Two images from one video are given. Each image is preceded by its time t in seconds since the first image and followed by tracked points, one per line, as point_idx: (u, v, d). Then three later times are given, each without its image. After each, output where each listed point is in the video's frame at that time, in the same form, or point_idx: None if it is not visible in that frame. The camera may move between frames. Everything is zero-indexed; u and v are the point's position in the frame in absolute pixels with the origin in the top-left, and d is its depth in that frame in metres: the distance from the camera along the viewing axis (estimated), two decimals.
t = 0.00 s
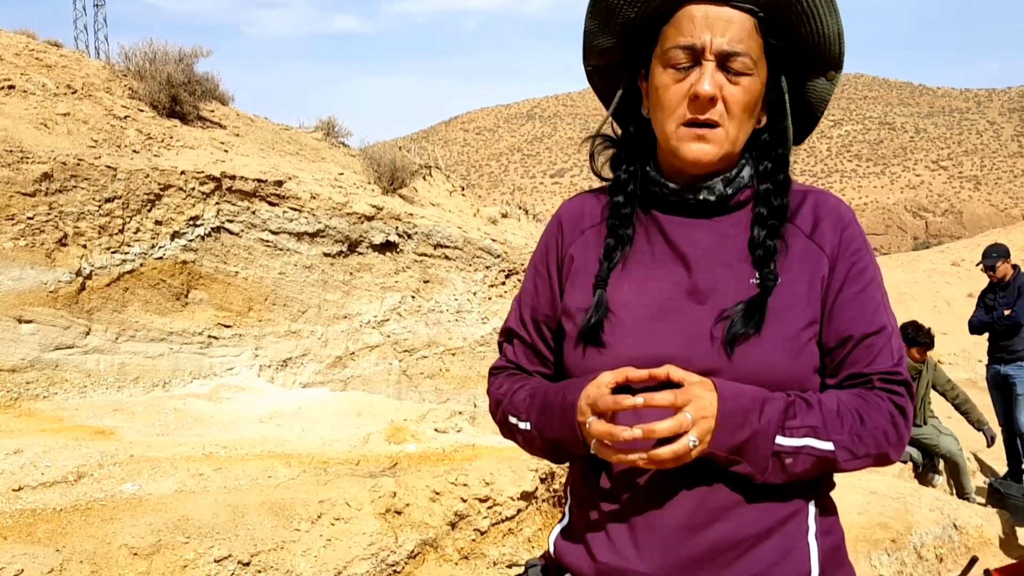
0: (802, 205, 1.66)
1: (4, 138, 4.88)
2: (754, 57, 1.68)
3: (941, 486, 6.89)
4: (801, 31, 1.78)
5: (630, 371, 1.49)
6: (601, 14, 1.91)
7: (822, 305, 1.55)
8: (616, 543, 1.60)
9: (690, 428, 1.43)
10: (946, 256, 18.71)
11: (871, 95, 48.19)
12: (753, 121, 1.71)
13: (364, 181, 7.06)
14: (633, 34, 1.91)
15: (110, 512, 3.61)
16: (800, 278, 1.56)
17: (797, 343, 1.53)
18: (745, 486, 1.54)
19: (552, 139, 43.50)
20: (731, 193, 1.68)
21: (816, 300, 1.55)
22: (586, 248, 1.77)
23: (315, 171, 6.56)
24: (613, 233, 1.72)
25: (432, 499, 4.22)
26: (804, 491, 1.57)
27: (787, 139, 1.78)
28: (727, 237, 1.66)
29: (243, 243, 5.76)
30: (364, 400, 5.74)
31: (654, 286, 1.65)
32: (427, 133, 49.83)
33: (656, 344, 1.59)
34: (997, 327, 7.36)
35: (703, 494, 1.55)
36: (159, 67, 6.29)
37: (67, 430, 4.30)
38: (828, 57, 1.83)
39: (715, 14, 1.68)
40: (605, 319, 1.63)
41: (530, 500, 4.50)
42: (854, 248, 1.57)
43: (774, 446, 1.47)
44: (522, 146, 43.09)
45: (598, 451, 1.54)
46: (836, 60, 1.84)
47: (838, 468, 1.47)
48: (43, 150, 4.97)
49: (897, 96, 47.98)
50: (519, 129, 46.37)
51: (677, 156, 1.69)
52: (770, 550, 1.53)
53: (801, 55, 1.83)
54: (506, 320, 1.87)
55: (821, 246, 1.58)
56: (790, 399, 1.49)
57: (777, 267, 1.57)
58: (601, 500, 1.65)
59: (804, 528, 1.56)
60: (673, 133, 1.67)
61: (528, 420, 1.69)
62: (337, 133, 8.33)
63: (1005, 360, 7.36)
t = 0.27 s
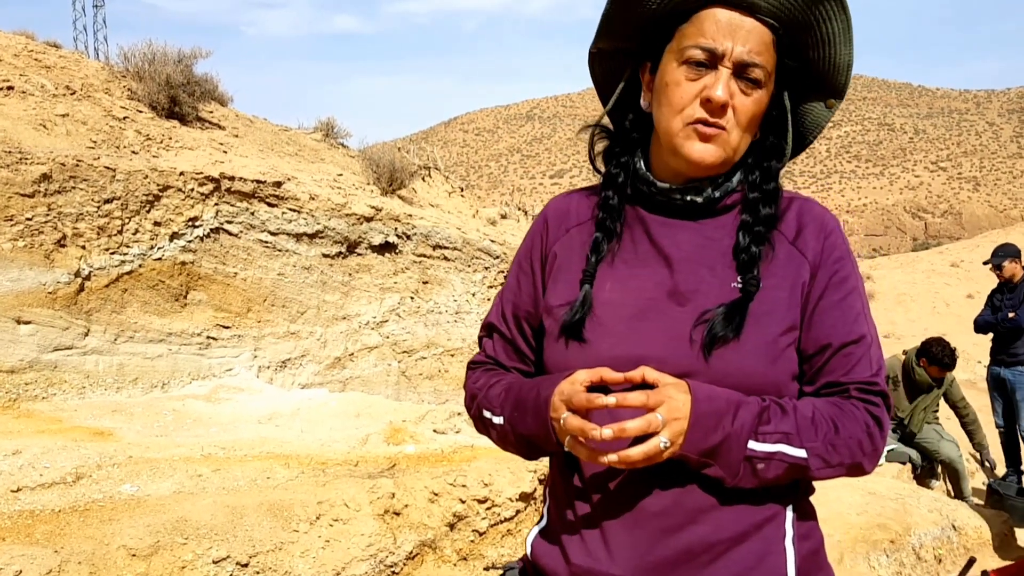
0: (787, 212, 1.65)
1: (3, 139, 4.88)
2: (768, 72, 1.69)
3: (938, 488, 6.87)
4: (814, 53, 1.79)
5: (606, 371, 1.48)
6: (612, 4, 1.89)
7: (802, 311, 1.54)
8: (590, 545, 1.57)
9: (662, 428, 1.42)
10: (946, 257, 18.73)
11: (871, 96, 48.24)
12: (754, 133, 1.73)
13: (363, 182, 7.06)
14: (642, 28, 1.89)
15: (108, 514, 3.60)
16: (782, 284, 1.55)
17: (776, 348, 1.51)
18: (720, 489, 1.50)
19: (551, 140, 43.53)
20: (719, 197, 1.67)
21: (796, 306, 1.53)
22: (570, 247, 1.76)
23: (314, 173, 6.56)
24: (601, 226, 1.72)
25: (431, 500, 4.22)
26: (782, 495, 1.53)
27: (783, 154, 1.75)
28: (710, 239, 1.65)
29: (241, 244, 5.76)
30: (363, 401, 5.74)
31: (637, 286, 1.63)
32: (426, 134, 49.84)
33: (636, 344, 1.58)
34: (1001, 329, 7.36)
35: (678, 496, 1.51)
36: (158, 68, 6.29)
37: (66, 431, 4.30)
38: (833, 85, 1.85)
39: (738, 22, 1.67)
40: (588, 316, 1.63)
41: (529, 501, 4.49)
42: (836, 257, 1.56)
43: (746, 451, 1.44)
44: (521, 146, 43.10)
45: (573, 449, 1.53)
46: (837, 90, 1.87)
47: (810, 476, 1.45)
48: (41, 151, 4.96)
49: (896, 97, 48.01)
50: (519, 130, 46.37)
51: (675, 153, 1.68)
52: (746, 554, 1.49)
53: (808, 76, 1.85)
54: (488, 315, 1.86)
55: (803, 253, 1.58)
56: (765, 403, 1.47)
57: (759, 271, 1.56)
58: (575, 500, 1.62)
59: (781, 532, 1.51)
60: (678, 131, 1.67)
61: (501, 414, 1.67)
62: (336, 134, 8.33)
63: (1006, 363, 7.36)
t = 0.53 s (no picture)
0: (779, 208, 1.63)
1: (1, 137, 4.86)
2: (760, 70, 1.67)
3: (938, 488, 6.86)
4: (808, 51, 1.76)
5: (605, 369, 1.48)
6: None
7: (795, 309, 1.52)
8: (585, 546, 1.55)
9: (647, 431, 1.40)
10: (946, 255, 18.71)
11: (871, 94, 48.20)
12: (746, 132, 1.71)
13: (362, 180, 7.03)
14: (636, 25, 1.86)
15: (107, 513, 3.59)
16: (772, 282, 1.53)
17: (768, 347, 1.49)
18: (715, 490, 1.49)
19: (551, 139, 43.51)
20: (710, 195, 1.65)
21: (788, 303, 1.51)
22: (561, 246, 1.74)
23: (313, 171, 6.53)
24: (591, 224, 1.69)
25: (431, 500, 4.20)
26: (779, 495, 1.51)
27: (774, 151, 1.74)
28: (704, 237, 1.63)
29: (240, 243, 5.73)
30: (363, 400, 5.72)
31: (628, 285, 1.61)
32: (426, 133, 49.80)
33: (628, 344, 1.56)
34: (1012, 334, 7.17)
35: (673, 497, 1.49)
36: (157, 67, 6.27)
37: (64, 430, 4.28)
38: (828, 83, 1.82)
39: (729, 20, 1.65)
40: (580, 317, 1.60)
41: (529, 501, 4.48)
42: (828, 253, 1.53)
43: (738, 452, 1.42)
44: (521, 145, 43.06)
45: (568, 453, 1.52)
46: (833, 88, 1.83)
47: (805, 475, 1.43)
48: (40, 149, 4.94)
49: (897, 95, 47.99)
50: (519, 128, 46.33)
51: (664, 153, 1.67)
52: (743, 555, 1.47)
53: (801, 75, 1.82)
54: (480, 316, 1.84)
55: (795, 250, 1.55)
56: (757, 402, 1.45)
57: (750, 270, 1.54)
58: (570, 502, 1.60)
59: (778, 533, 1.49)
60: (667, 131, 1.66)
61: (498, 416, 1.65)
62: (335, 132, 8.31)
63: (1017, 366, 7.35)
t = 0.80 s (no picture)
0: (787, 200, 1.62)
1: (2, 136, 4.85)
2: (739, 65, 1.64)
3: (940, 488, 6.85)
4: (791, 38, 1.70)
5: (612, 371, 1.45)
6: (585, 9, 1.88)
7: (806, 302, 1.52)
8: (594, 545, 1.54)
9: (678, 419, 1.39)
10: (948, 255, 18.70)
11: (872, 93, 48.17)
12: (740, 128, 1.68)
13: (364, 179, 7.02)
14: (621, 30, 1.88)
15: (109, 513, 3.58)
16: (782, 275, 1.52)
17: (779, 340, 1.49)
18: (725, 487, 1.49)
19: (551, 138, 43.50)
20: (716, 193, 1.65)
21: (798, 295, 1.51)
22: (566, 245, 1.73)
23: (315, 170, 6.53)
24: (596, 227, 1.68)
25: (433, 499, 4.20)
26: (788, 494, 1.51)
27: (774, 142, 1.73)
28: (712, 233, 1.63)
29: (242, 242, 5.73)
30: (364, 400, 5.71)
31: (636, 281, 1.61)
32: (426, 132, 49.79)
33: (637, 340, 1.56)
34: None
35: (683, 495, 1.49)
36: (158, 66, 6.26)
37: (66, 430, 4.28)
38: (818, 65, 1.75)
39: (698, 21, 1.64)
40: (582, 314, 1.61)
41: (531, 500, 4.48)
42: (838, 245, 1.53)
43: (761, 441, 1.42)
44: (522, 144, 43.04)
45: (576, 449, 1.50)
46: (826, 68, 1.76)
47: (826, 467, 1.42)
48: (41, 148, 4.94)
49: (898, 94, 47.96)
50: (519, 128, 46.30)
51: (656, 162, 1.66)
52: (751, 554, 1.46)
53: (791, 63, 1.75)
54: (486, 315, 1.83)
55: (804, 243, 1.55)
56: (778, 392, 1.44)
57: (758, 265, 1.54)
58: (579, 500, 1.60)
59: (787, 532, 1.49)
60: (652, 142, 1.65)
61: (506, 415, 1.65)
62: (336, 131, 8.30)
63: None
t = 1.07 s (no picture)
0: (789, 200, 1.62)
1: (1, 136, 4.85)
2: (720, 55, 1.63)
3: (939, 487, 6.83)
4: (767, 23, 1.68)
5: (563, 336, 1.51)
6: (571, 22, 1.91)
7: (809, 301, 1.52)
8: (591, 543, 1.54)
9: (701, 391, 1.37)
10: (947, 255, 18.71)
11: (872, 93, 48.18)
12: (731, 118, 1.66)
13: (363, 179, 7.02)
14: (609, 38, 1.90)
15: (108, 512, 3.58)
16: (784, 273, 1.52)
17: (781, 338, 1.49)
18: (725, 486, 1.48)
19: (551, 138, 43.51)
20: (716, 187, 1.65)
21: (801, 294, 1.51)
22: (566, 241, 1.75)
23: (314, 170, 6.52)
24: (595, 230, 1.70)
25: (432, 499, 4.20)
26: (786, 493, 1.50)
27: (767, 133, 1.73)
28: (711, 229, 1.64)
29: (241, 242, 5.73)
30: (364, 400, 5.71)
31: (635, 277, 1.62)
32: (426, 132, 49.77)
33: (636, 336, 1.56)
34: None
35: (683, 494, 1.48)
36: (157, 66, 6.26)
37: (65, 430, 4.27)
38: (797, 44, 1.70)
39: (675, 16, 1.64)
40: (579, 310, 1.62)
41: (530, 500, 4.48)
42: (842, 246, 1.53)
43: (792, 422, 1.39)
44: (521, 144, 43.03)
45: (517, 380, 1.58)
46: (807, 49, 1.72)
47: (843, 457, 1.41)
48: (40, 148, 4.94)
49: (897, 94, 47.97)
50: (519, 127, 46.28)
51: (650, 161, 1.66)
52: (750, 553, 1.46)
53: (776, 51, 1.73)
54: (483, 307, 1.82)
55: (808, 243, 1.55)
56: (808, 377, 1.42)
57: (759, 262, 1.54)
58: (577, 497, 1.59)
59: (785, 532, 1.48)
60: (645, 141, 1.65)
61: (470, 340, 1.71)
62: (335, 131, 8.30)
63: None
